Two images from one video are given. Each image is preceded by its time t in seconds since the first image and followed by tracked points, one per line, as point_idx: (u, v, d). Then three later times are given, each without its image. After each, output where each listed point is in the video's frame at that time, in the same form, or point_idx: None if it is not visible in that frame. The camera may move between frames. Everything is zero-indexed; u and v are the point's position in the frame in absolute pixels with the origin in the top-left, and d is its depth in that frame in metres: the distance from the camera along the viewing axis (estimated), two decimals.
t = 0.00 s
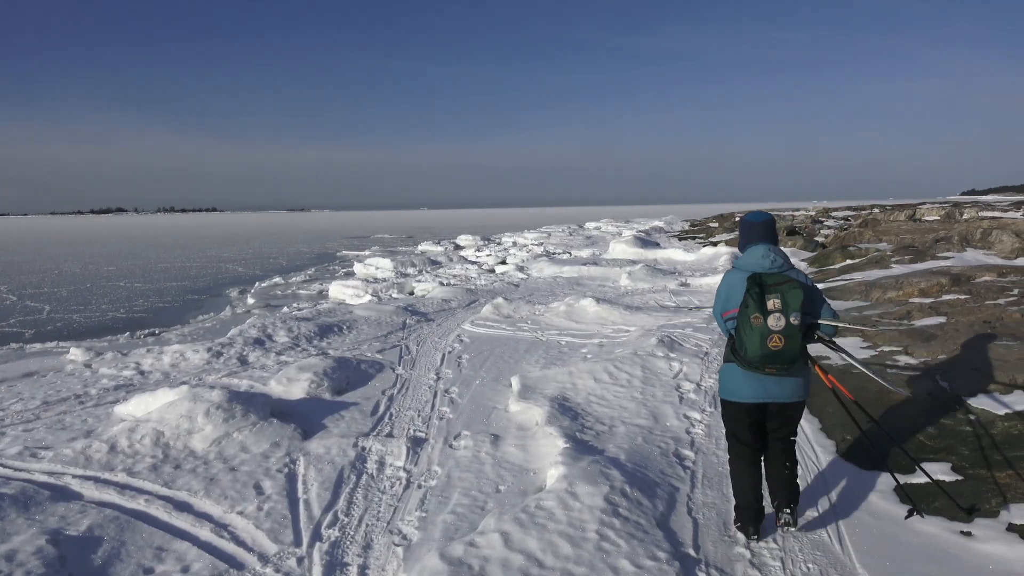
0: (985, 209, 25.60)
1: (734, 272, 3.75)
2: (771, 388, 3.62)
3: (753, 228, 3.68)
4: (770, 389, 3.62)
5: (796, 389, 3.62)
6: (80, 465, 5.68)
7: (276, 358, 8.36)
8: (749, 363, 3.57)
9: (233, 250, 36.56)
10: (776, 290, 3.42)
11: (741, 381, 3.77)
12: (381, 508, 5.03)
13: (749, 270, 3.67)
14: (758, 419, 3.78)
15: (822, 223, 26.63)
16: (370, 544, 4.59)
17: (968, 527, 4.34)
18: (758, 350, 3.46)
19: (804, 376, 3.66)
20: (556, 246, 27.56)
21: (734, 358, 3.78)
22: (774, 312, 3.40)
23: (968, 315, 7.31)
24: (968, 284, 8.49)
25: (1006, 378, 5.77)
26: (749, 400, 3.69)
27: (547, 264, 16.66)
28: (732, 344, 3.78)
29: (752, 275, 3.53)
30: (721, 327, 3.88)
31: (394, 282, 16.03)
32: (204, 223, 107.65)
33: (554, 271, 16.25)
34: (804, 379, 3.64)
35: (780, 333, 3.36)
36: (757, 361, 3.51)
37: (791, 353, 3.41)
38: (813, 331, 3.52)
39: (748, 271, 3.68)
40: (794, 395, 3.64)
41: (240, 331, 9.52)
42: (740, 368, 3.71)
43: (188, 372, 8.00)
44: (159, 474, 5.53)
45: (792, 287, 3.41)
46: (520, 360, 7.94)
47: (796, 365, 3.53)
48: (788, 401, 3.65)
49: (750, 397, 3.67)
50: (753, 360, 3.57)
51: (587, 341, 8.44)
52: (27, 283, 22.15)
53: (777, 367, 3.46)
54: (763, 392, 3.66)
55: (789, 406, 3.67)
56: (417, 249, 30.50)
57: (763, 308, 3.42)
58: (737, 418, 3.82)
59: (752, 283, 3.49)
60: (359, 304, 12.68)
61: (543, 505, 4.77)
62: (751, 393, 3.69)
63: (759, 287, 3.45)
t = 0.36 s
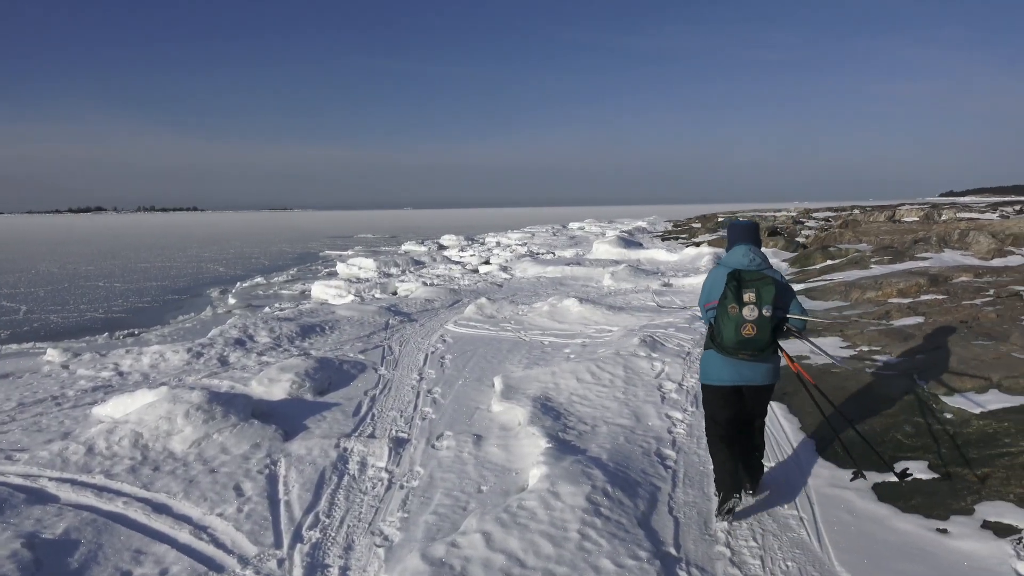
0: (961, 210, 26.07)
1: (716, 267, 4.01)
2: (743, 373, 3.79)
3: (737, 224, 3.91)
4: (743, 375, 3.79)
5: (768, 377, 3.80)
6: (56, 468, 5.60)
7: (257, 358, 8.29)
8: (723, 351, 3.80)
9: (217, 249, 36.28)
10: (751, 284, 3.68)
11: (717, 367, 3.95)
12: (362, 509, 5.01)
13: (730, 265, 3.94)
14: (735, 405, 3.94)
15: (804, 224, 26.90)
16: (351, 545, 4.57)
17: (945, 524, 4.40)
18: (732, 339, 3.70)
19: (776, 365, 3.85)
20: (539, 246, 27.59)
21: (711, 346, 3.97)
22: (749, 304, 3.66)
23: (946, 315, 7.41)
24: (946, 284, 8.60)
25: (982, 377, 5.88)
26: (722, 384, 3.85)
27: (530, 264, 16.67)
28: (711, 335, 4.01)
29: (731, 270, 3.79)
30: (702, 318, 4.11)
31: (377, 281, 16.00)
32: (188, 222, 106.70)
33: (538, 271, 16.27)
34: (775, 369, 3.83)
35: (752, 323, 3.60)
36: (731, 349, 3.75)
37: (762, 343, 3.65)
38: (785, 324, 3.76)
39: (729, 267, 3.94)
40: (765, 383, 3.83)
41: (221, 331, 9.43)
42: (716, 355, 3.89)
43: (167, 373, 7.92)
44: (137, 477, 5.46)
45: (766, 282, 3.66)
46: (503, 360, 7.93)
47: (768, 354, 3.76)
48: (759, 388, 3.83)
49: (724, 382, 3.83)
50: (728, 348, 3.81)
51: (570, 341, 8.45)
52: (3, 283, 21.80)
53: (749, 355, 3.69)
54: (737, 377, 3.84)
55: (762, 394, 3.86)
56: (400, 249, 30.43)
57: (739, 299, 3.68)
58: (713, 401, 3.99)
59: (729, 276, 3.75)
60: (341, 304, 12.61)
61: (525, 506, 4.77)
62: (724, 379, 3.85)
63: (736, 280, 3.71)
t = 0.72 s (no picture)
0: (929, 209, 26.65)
1: (685, 256, 4.39)
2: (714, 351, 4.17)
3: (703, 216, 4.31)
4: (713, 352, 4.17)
5: (736, 353, 4.19)
6: (22, 475, 5.49)
7: (230, 361, 8.20)
8: (696, 331, 4.18)
9: (191, 251, 35.78)
10: (719, 269, 4.08)
11: (688, 346, 4.33)
12: (337, 512, 4.97)
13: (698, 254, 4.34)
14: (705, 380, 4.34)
15: (778, 224, 27.26)
16: (325, 549, 4.52)
17: (914, 519, 4.46)
18: (704, 319, 4.08)
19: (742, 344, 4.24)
20: (515, 247, 27.62)
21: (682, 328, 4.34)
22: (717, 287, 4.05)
23: (914, 313, 7.57)
24: (914, 283, 8.78)
25: (949, 373, 6.03)
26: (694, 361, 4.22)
27: (507, 265, 16.68)
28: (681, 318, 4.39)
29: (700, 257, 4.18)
30: (673, 303, 4.49)
31: (353, 283, 15.90)
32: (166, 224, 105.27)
33: (514, 272, 16.30)
34: (741, 346, 4.22)
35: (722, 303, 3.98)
36: (702, 329, 4.12)
37: (730, 321, 4.05)
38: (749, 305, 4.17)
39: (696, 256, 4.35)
40: (733, 359, 4.21)
41: (193, 334, 9.31)
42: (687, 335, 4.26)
43: (138, 377, 7.80)
44: (107, 483, 5.37)
45: (732, 268, 4.07)
46: (479, 361, 7.92)
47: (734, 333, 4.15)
48: (728, 364, 4.20)
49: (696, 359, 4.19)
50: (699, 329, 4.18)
51: (546, 342, 8.47)
52: None
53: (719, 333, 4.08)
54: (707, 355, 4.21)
55: (730, 369, 4.24)
56: (377, 251, 30.30)
57: (708, 283, 4.07)
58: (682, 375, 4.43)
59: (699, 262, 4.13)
60: (315, 305, 12.50)
61: (500, 506, 4.76)
62: (697, 356, 4.23)
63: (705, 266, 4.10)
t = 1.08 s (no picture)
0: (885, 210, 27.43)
1: (634, 250, 5.26)
2: (660, 330, 4.93)
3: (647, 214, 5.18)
4: (660, 331, 4.92)
5: (680, 331, 4.93)
6: None
7: (186, 366, 8.03)
8: (643, 314, 4.97)
9: (153, 253, 34.97)
10: (659, 259, 4.92)
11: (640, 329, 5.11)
12: (296, 518, 4.89)
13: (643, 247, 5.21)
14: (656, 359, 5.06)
15: (741, 224, 27.75)
16: (284, 555, 4.45)
17: (867, 512, 4.56)
18: (648, 302, 4.89)
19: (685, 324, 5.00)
20: (480, 248, 27.59)
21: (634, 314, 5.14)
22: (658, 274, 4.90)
23: (868, 311, 7.77)
24: (868, 281, 9.02)
25: (901, 369, 6.20)
26: (644, 340, 4.96)
27: (471, 266, 16.63)
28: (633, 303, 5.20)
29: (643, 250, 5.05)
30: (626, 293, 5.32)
31: (315, 285, 15.70)
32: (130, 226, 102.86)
33: (478, 273, 16.29)
34: (684, 326, 4.98)
35: (661, 287, 4.79)
36: (647, 311, 4.92)
37: (670, 302, 4.85)
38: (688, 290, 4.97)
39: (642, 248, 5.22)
40: (678, 338, 4.97)
41: (148, 338, 9.09)
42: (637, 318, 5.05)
43: (90, 383, 7.58)
44: (56, 493, 5.21)
45: (669, 257, 4.92)
46: (442, 362, 7.89)
47: (677, 314, 4.93)
48: (674, 342, 4.94)
49: (646, 338, 4.95)
50: (647, 312, 4.98)
51: (510, 343, 8.47)
52: None
53: (662, 314, 4.86)
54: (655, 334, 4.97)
55: (676, 346, 4.99)
56: (342, 252, 29.98)
57: (650, 271, 4.92)
58: (637, 357, 5.14)
59: (643, 255, 5.00)
60: (275, 308, 12.31)
61: (461, 508, 4.73)
62: (646, 335, 4.98)
63: (647, 257, 4.96)
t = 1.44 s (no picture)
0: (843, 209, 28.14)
1: (600, 245, 5.60)
2: (619, 320, 5.30)
3: (615, 212, 5.52)
4: (619, 322, 5.29)
5: (638, 323, 5.31)
6: None
7: (141, 371, 7.85)
8: (605, 305, 5.33)
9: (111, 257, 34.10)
10: (623, 254, 5.27)
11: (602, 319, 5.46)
12: (256, 524, 4.81)
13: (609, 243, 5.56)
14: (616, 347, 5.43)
15: (703, 224, 28.21)
16: (243, 562, 4.38)
17: (823, 505, 4.66)
18: (610, 294, 5.25)
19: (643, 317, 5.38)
20: (445, 248, 27.57)
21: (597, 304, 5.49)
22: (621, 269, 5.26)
23: (824, 308, 7.98)
24: (824, 279, 9.27)
25: (855, 364, 6.36)
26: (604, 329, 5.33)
27: (434, 267, 16.58)
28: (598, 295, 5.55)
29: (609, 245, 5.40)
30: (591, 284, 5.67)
31: (276, 287, 15.50)
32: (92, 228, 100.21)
33: (442, 273, 16.27)
34: (642, 318, 5.36)
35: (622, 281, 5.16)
36: (610, 302, 5.28)
37: (630, 296, 5.22)
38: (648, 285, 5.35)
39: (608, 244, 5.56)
40: (636, 328, 5.34)
41: (102, 343, 8.87)
42: (599, 308, 5.41)
43: (41, 391, 7.36)
44: (4, 504, 5.04)
45: (632, 254, 5.27)
46: (405, 363, 7.86)
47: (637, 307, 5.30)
48: (631, 333, 5.32)
49: (606, 327, 5.31)
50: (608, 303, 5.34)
51: (474, 343, 8.47)
52: None
53: (622, 305, 5.23)
54: (615, 324, 5.34)
55: (634, 336, 5.36)
56: (305, 254, 29.63)
57: (614, 265, 5.27)
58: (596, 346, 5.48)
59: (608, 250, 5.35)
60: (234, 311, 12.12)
61: (424, 510, 4.69)
62: (606, 325, 5.34)
63: (612, 252, 5.32)
